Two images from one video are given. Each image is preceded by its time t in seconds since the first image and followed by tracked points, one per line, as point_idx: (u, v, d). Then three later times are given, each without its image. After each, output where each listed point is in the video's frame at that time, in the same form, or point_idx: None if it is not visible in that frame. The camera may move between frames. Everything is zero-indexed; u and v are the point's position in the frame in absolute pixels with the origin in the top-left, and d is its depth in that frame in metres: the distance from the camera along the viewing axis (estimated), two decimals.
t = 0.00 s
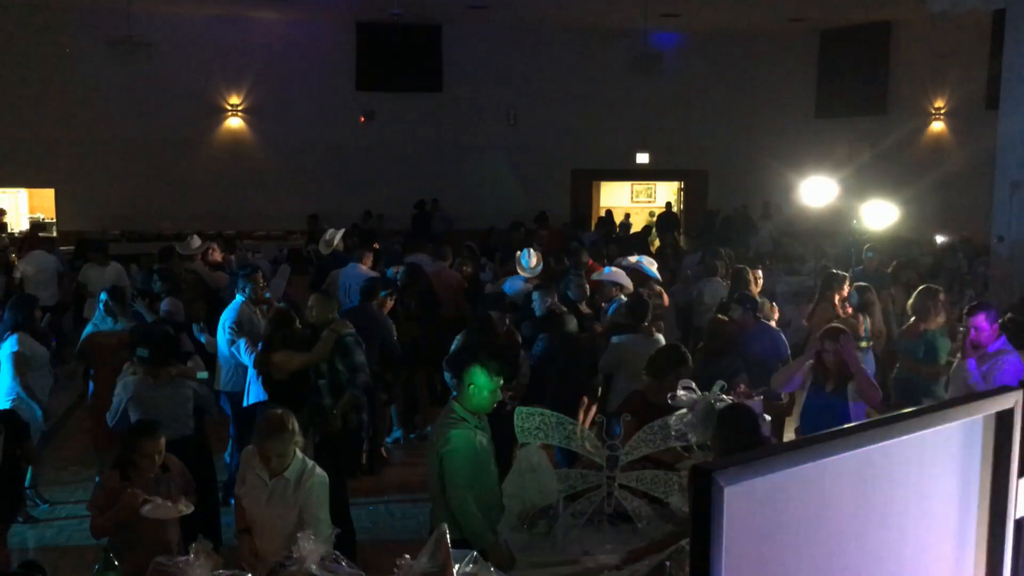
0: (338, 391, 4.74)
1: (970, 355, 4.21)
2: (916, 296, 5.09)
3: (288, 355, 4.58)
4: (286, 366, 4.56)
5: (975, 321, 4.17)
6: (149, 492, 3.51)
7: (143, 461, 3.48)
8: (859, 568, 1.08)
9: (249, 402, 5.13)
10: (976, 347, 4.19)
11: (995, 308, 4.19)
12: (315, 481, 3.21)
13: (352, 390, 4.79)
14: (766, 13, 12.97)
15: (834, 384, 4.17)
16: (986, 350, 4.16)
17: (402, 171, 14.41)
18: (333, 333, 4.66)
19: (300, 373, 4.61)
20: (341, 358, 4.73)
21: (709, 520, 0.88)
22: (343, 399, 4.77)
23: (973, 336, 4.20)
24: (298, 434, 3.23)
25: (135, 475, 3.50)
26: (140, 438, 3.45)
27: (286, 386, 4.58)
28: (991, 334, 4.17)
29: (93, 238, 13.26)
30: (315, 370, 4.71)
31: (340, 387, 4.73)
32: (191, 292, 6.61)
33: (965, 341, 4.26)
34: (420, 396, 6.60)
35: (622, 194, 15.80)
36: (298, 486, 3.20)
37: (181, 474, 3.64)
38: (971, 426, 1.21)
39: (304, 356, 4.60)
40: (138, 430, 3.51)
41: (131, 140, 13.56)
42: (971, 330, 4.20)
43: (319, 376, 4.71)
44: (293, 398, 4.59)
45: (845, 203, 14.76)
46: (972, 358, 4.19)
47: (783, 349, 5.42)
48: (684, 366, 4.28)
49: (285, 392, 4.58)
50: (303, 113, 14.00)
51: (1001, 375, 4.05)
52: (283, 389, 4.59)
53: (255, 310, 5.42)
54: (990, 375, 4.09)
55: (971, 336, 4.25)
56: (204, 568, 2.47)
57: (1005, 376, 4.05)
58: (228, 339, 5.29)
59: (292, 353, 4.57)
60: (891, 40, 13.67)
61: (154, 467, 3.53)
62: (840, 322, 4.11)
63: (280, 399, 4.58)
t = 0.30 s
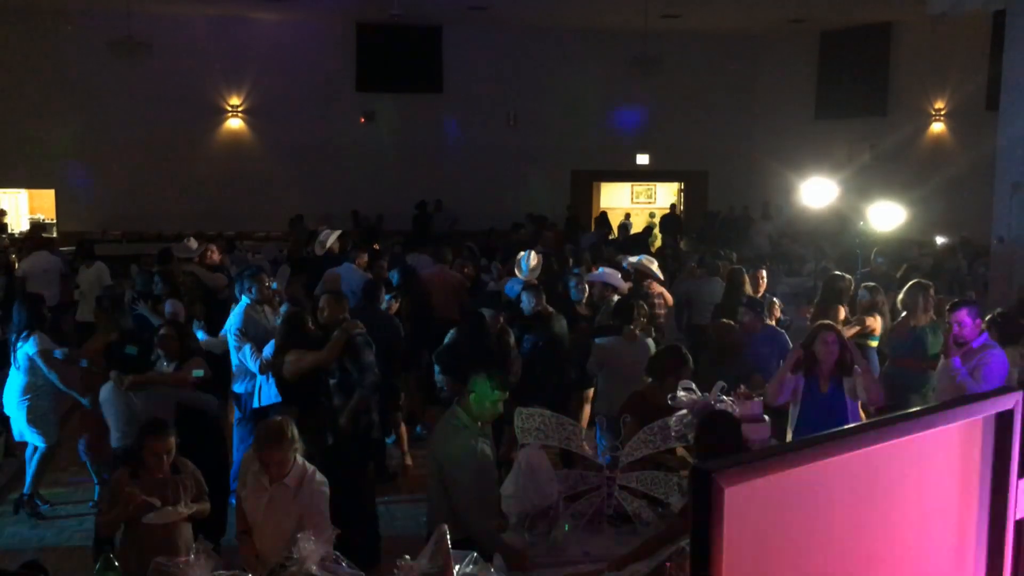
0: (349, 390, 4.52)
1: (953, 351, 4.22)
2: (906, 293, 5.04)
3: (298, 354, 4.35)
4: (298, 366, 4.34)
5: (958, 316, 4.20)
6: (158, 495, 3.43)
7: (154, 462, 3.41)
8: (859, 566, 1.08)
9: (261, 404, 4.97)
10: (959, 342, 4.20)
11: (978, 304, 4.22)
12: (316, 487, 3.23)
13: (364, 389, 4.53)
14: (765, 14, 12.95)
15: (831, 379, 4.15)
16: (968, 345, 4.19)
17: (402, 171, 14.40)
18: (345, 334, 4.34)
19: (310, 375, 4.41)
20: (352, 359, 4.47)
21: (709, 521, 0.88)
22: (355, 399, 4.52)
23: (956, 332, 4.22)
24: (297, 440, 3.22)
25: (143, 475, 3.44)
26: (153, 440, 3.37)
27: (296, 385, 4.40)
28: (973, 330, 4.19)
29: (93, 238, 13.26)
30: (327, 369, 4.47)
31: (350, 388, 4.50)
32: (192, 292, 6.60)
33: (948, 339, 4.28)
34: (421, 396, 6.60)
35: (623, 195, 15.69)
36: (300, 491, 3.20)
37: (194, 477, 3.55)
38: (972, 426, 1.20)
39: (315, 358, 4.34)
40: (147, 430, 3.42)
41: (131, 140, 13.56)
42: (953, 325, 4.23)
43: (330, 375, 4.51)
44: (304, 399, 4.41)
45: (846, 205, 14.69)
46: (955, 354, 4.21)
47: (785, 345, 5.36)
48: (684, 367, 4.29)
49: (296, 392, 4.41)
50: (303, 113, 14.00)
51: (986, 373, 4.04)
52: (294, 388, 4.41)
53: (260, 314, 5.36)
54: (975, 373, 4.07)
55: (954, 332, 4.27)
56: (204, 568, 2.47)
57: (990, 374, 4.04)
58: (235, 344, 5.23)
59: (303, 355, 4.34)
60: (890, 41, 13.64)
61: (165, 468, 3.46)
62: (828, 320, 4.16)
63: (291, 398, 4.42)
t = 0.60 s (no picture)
0: (367, 396, 4.35)
1: (947, 354, 4.21)
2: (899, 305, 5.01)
3: (317, 356, 4.37)
4: (315, 367, 4.35)
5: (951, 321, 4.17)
6: (163, 496, 3.43)
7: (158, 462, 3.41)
8: (858, 568, 1.09)
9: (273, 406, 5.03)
10: (951, 346, 4.19)
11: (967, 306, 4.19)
12: (320, 482, 3.20)
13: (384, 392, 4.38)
14: (765, 16, 12.98)
15: (835, 384, 4.14)
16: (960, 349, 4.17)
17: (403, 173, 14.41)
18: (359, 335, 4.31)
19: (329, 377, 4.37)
20: (369, 362, 4.34)
21: (708, 522, 0.89)
22: (373, 403, 4.38)
23: (949, 335, 4.20)
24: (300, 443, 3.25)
25: (149, 477, 3.44)
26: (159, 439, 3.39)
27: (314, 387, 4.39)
28: (965, 332, 4.17)
29: (94, 239, 13.26)
30: (345, 373, 4.36)
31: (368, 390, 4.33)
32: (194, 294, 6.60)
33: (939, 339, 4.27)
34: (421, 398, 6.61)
35: (623, 197, 15.66)
36: (306, 488, 3.19)
37: (201, 481, 3.58)
38: (970, 429, 1.21)
39: (332, 360, 4.34)
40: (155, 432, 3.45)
41: (132, 141, 13.57)
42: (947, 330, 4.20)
43: (347, 379, 4.36)
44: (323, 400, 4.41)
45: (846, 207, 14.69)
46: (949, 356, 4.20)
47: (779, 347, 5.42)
48: (685, 369, 4.31)
49: (315, 394, 4.41)
50: (304, 115, 14.03)
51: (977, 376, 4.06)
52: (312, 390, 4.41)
53: (272, 313, 5.19)
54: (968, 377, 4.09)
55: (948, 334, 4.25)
56: (205, 568, 2.47)
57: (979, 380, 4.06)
58: (245, 346, 5.12)
59: (319, 355, 4.35)
60: (891, 43, 13.67)
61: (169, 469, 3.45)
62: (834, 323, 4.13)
63: (310, 400, 4.42)
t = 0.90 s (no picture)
0: (381, 394, 4.57)
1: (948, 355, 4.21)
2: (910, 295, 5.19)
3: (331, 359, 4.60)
4: (330, 371, 4.59)
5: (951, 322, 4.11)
6: (165, 497, 3.42)
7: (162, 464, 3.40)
8: (859, 569, 1.09)
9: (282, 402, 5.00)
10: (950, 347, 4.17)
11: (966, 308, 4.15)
12: (323, 465, 3.23)
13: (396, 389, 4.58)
14: (767, 18, 12.98)
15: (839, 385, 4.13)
16: (960, 350, 4.15)
17: (404, 174, 14.43)
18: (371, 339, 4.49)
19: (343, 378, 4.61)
20: (382, 362, 4.54)
21: (708, 522, 0.89)
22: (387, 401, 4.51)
23: (946, 336, 4.17)
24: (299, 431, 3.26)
25: (151, 479, 3.43)
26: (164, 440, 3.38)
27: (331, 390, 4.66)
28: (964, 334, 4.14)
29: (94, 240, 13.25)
30: (360, 373, 4.62)
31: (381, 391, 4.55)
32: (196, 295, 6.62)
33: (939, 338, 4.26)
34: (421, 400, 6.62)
35: (624, 198, 15.75)
36: (307, 473, 3.21)
37: (203, 481, 3.53)
38: (970, 431, 1.21)
39: (346, 363, 4.58)
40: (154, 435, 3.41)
41: (133, 143, 13.59)
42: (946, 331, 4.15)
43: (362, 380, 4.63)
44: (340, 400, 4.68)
45: (846, 209, 14.65)
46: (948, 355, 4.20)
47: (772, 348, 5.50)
48: (685, 371, 4.32)
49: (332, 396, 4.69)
50: (305, 116, 14.04)
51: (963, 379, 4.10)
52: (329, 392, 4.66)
53: (284, 314, 5.18)
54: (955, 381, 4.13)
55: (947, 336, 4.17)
56: (207, 568, 2.48)
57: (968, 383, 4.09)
58: (257, 346, 5.00)
59: (333, 359, 4.58)
60: (892, 45, 13.65)
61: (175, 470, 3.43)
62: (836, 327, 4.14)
63: (327, 401, 4.69)
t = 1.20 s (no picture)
0: (391, 399, 4.44)
1: (953, 356, 4.22)
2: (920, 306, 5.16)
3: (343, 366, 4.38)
4: (342, 376, 4.36)
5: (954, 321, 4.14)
6: (169, 499, 3.43)
7: (165, 465, 3.42)
8: (858, 568, 1.09)
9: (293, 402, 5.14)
10: (952, 347, 4.19)
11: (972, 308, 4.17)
12: (323, 451, 3.21)
13: (407, 397, 4.48)
14: (767, 18, 12.96)
15: (831, 386, 4.12)
16: (963, 350, 4.17)
17: (406, 175, 14.44)
18: (384, 344, 4.35)
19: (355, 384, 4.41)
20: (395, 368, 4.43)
21: (708, 522, 0.89)
22: (396, 406, 4.47)
23: (948, 335, 4.20)
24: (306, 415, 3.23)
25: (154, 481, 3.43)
26: (166, 442, 3.39)
27: (336, 397, 4.42)
28: (966, 334, 4.16)
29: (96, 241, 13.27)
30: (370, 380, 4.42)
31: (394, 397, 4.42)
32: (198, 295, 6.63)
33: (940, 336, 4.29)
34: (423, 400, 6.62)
35: (626, 199, 15.81)
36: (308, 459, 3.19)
37: (205, 481, 3.57)
38: (970, 430, 1.21)
39: (359, 369, 4.37)
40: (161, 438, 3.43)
41: (135, 143, 13.60)
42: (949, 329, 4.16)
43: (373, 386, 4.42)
44: (345, 407, 4.42)
45: (848, 209, 14.63)
46: (951, 356, 4.22)
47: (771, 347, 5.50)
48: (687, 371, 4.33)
49: (336, 403, 4.43)
50: (307, 117, 14.04)
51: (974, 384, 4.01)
52: (335, 399, 4.42)
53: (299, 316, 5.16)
54: (965, 383, 4.06)
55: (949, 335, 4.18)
56: (207, 569, 2.48)
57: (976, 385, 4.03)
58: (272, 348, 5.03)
59: (347, 364, 4.37)
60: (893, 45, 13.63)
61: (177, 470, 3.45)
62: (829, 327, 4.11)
63: (333, 407, 4.45)
